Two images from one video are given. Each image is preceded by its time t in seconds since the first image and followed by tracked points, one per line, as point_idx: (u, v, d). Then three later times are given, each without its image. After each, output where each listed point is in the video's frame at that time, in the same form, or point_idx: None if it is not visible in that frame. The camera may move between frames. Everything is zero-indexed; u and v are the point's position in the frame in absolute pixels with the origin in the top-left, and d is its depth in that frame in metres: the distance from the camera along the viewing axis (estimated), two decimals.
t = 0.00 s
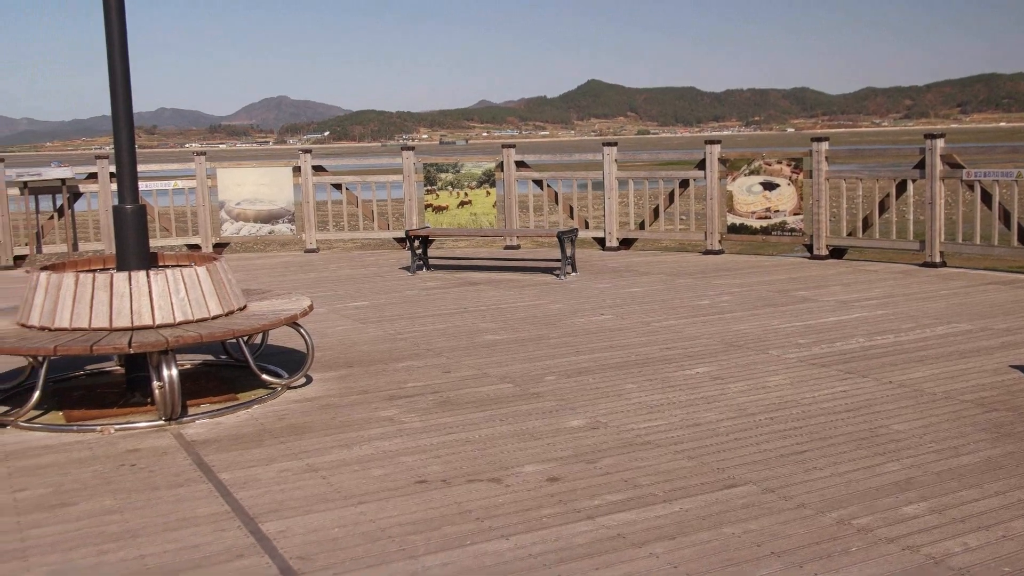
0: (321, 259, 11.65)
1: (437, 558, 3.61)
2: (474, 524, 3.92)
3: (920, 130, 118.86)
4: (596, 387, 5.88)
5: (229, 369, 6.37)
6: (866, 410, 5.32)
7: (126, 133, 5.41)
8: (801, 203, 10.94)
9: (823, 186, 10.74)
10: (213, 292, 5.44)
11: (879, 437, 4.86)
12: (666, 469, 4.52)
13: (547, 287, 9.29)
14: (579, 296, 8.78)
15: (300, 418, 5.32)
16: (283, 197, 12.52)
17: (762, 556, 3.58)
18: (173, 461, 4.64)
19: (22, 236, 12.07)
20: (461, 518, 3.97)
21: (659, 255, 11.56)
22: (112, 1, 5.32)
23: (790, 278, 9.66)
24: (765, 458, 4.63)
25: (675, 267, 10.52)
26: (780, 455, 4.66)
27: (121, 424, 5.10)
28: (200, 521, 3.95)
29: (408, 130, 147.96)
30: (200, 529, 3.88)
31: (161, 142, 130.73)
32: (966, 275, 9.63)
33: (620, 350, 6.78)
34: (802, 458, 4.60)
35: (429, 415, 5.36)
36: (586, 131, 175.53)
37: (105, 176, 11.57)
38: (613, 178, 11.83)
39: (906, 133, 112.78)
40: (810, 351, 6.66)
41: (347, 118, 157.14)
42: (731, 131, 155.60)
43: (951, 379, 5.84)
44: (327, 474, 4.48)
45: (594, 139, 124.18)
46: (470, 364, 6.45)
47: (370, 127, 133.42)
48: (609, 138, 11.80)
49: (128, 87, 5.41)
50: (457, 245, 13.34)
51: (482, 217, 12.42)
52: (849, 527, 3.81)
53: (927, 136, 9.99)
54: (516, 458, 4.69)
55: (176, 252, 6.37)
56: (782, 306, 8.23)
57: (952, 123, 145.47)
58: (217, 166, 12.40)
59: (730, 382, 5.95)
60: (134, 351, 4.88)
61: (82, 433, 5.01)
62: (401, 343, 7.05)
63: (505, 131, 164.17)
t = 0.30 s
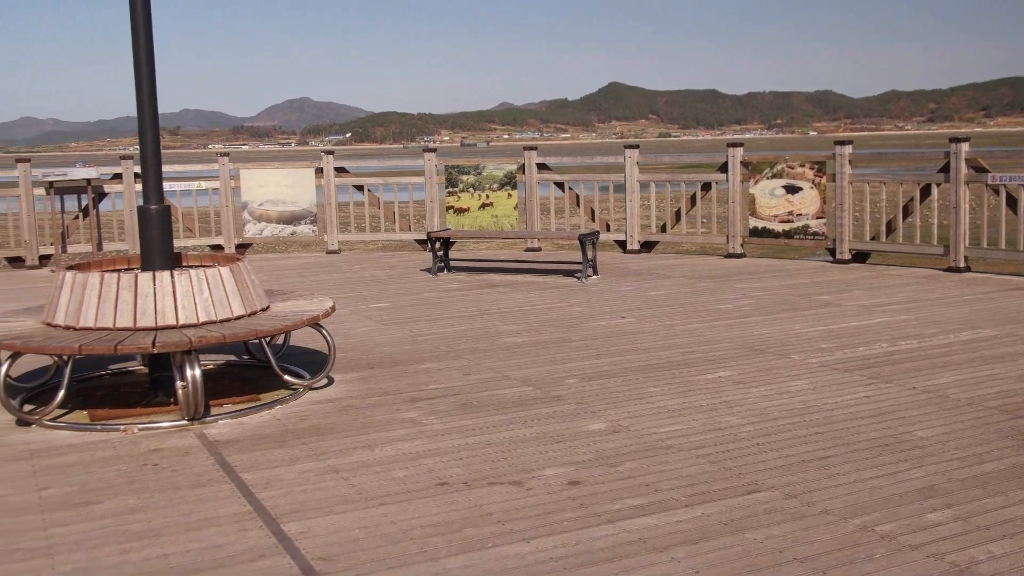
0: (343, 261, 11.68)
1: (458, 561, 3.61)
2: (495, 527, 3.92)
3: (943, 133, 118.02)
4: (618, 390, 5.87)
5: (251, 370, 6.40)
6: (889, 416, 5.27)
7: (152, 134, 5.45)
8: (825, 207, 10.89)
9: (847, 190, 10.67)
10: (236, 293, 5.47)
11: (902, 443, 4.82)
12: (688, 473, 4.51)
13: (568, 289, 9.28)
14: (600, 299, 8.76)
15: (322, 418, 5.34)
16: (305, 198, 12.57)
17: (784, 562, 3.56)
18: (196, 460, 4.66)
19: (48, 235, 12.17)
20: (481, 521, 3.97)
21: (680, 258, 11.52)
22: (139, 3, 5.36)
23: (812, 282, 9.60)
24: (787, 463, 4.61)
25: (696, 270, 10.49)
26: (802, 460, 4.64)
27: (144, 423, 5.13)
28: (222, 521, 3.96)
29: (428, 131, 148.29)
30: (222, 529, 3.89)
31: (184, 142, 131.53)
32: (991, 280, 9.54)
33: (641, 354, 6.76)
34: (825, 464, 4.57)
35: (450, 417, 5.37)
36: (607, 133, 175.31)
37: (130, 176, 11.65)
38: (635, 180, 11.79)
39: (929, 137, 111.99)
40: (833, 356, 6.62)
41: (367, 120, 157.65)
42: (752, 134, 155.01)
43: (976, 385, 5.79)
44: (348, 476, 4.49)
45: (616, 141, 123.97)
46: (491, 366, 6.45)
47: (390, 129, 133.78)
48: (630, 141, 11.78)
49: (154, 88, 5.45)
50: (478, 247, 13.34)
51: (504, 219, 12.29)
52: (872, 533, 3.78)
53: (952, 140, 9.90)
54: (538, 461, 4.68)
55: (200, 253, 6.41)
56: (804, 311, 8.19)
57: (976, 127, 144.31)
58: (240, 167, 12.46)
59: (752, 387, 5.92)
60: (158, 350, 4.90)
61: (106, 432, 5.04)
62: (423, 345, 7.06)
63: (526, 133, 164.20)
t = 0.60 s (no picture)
0: (364, 262, 11.72)
1: (478, 561, 3.61)
2: (515, 528, 3.92)
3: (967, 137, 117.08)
4: (639, 393, 5.86)
5: (273, 369, 6.43)
6: (911, 421, 5.24)
7: (176, 135, 5.49)
8: (847, 211, 10.84)
9: (869, 194, 10.61)
10: (259, 293, 5.50)
11: (925, 448, 4.79)
12: (709, 476, 4.49)
13: (589, 292, 9.27)
14: (620, 302, 8.75)
15: (343, 419, 5.36)
16: (327, 199, 12.63)
17: (805, 566, 3.55)
18: (218, 459, 4.69)
19: (72, 235, 12.28)
20: (501, 522, 3.98)
21: (701, 261, 11.49)
22: (165, 5, 5.41)
23: (834, 287, 9.55)
24: (809, 467, 4.58)
25: (717, 273, 10.46)
26: (824, 465, 4.61)
27: (167, 422, 5.17)
28: (244, 519, 3.99)
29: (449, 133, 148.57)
30: (244, 527, 3.91)
31: (206, 143, 132.38)
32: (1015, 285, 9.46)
33: (662, 356, 6.75)
34: (846, 469, 4.55)
35: (471, 419, 5.37)
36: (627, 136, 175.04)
37: (154, 176, 11.73)
38: (656, 183, 11.77)
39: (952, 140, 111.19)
40: (855, 360, 6.58)
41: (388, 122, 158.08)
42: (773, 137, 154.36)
43: (1000, 391, 5.74)
44: (369, 476, 4.51)
45: (636, 143, 123.77)
46: (512, 368, 6.46)
47: (411, 130, 134.08)
48: (652, 144, 11.76)
49: (178, 90, 5.49)
50: (499, 249, 13.35)
51: (524, 220, 12.29)
52: (894, 539, 3.76)
53: (977, 144, 9.82)
54: (558, 463, 4.68)
55: (223, 253, 6.44)
56: (826, 315, 8.14)
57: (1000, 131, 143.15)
58: (263, 168, 12.52)
59: (773, 391, 5.89)
60: (181, 349, 4.94)
61: (130, 431, 5.08)
62: (443, 346, 7.07)
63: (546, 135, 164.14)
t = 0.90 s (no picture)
0: (386, 263, 11.77)
1: (497, 564, 3.62)
2: (535, 531, 3.93)
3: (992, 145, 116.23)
4: (659, 397, 5.85)
5: (295, 369, 6.47)
6: (934, 430, 5.21)
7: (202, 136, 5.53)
8: (871, 218, 10.75)
9: (893, 201, 10.53)
10: (282, 293, 5.53)
11: (947, 457, 4.76)
12: (729, 482, 4.48)
13: (610, 296, 9.26)
14: (642, 306, 8.74)
15: (364, 419, 5.38)
16: (350, 200, 12.67)
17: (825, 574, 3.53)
18: (240, 458, 4.72)
19: (98, 233, 12.40)
20: (521, 525, 3.98)
21: (723, 267, 11.46)
22: (192, 8, 5.46)
23: (857, 294, 9.51)
24: (830, 475, 4.56)
25: (739, 279, 10.43)
26: (845, 472, 4.59)
27: (190, 421, 5.21)
28: (265, 518, 4.01)
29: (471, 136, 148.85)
30: (265, 526, 3.94)
31: (230, 144, 133.25)
32: None
33: (684, 362, 6.74)
34: (868, 477, 4.52)
35: (491, 421, 5.39)
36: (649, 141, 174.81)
37: (179, 176, 11.83)
38: (679, 188, 11.74)
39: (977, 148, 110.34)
40: (877, 368, 6.55)
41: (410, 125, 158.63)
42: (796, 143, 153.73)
43: None
44: (389, 476, 4.53)
45: (658, 148, 123.57)
46: (532, 371, 6.46)
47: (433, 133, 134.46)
48: (675, 148, 11.74)
49: (205, 92, 5.54)
50: (520, 252, 13.36)
51: (545, 223, 12.40)
52: (916, 548, 3.74)
53: (1003, 152, 9.74)
54: (578, 467, 4.68)
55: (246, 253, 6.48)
56: (849, 322, 8.10)
57: None
58: (287, 169, 12.60)
59: (794, 397, 5.87)
60: (204, 348, 4.98)
61: (153, 429, 5.12)
62: (464, 349, 7.09)
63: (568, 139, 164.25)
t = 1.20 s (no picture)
0: (408, 262, 11.81)
1: (516, 562, 3.63)
2: (554, 530, 3.94)
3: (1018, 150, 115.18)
4: (680, 399, 5.85)
5: (317, 366, 6.51)
6: (956, 435, 5.18)
7: (228, 135, 5.57)
8: (894, 222, 10.73)
9: (917, 205, 10.45)
10: (305, 290, 5.57)
11: (969, 463, 4.73)
12: (749, 484, 4.48)
13: (631, 297, 9.26)
14: (663, 308, 8.73)
15: (385, 416, 5.41)
16: (373, 199, 12.73)
17: None
18: (262, 453, 4.76)
19: (124, 229, 12.51)
20: (540, 523, 3.99)
21: (745, 269, 11.43)
22: (220, 7, 5.51)
23: (880, 298, 9.46)
24: (851, 478, 4.55)
25: (761, 281, 10.40)
26: (866, 476, 4.58)
27: (213, 415, 5.26)
28: (287, 512, 4.04)
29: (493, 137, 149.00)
30: (287, 520, 3.97)
31: (253, 142, 133.98)
32: None
33: (704, 363, 6.72)
34: (889, 481, 4.51)
35: (511, 420, 5.40)
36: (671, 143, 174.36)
37: (204, 173, 11.92)
38: (701, 190, 11.70)
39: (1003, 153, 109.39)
40: (899, 372, 6.52)
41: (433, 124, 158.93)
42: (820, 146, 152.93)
43: None
44: (410, 473, 4.55)
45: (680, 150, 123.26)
46: (553, 371, 6.47)
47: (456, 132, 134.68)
48: (698, 150, 11.72)
49: (231, 90, 5.58)
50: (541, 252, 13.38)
51: (567, 224, 12.32)
52: (936, 553, 3.73)
53: None
54: (598, 466, 4.69)
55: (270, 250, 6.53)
56: (870, 326, 8.06)
57: None
58: (310, 167, 12.67)
59: (815, 400, 5.85)
60: (228, 344, 5.02)
61: (177, 423, 5.17)
62: (485, 348, 7.11)
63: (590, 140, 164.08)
